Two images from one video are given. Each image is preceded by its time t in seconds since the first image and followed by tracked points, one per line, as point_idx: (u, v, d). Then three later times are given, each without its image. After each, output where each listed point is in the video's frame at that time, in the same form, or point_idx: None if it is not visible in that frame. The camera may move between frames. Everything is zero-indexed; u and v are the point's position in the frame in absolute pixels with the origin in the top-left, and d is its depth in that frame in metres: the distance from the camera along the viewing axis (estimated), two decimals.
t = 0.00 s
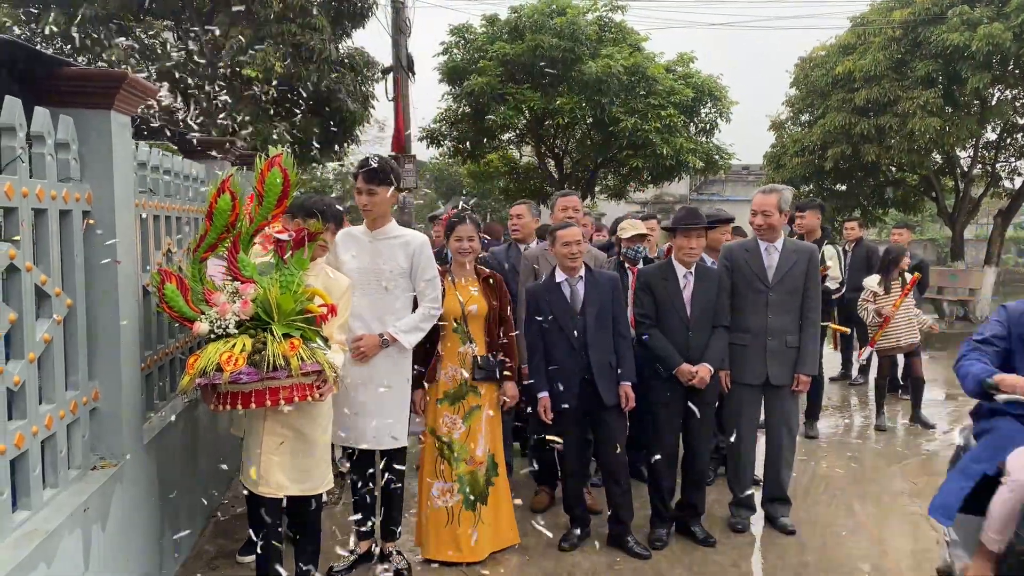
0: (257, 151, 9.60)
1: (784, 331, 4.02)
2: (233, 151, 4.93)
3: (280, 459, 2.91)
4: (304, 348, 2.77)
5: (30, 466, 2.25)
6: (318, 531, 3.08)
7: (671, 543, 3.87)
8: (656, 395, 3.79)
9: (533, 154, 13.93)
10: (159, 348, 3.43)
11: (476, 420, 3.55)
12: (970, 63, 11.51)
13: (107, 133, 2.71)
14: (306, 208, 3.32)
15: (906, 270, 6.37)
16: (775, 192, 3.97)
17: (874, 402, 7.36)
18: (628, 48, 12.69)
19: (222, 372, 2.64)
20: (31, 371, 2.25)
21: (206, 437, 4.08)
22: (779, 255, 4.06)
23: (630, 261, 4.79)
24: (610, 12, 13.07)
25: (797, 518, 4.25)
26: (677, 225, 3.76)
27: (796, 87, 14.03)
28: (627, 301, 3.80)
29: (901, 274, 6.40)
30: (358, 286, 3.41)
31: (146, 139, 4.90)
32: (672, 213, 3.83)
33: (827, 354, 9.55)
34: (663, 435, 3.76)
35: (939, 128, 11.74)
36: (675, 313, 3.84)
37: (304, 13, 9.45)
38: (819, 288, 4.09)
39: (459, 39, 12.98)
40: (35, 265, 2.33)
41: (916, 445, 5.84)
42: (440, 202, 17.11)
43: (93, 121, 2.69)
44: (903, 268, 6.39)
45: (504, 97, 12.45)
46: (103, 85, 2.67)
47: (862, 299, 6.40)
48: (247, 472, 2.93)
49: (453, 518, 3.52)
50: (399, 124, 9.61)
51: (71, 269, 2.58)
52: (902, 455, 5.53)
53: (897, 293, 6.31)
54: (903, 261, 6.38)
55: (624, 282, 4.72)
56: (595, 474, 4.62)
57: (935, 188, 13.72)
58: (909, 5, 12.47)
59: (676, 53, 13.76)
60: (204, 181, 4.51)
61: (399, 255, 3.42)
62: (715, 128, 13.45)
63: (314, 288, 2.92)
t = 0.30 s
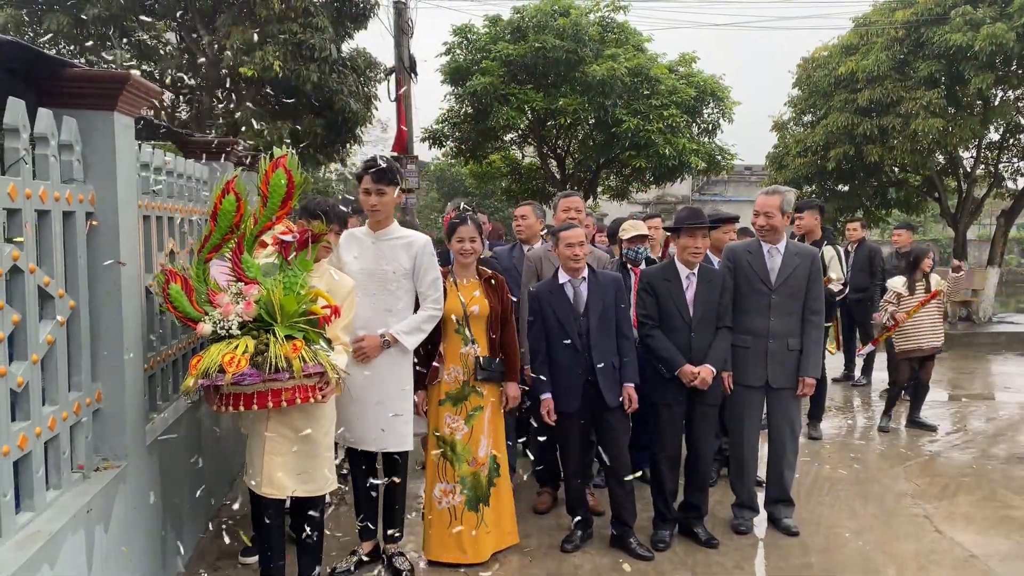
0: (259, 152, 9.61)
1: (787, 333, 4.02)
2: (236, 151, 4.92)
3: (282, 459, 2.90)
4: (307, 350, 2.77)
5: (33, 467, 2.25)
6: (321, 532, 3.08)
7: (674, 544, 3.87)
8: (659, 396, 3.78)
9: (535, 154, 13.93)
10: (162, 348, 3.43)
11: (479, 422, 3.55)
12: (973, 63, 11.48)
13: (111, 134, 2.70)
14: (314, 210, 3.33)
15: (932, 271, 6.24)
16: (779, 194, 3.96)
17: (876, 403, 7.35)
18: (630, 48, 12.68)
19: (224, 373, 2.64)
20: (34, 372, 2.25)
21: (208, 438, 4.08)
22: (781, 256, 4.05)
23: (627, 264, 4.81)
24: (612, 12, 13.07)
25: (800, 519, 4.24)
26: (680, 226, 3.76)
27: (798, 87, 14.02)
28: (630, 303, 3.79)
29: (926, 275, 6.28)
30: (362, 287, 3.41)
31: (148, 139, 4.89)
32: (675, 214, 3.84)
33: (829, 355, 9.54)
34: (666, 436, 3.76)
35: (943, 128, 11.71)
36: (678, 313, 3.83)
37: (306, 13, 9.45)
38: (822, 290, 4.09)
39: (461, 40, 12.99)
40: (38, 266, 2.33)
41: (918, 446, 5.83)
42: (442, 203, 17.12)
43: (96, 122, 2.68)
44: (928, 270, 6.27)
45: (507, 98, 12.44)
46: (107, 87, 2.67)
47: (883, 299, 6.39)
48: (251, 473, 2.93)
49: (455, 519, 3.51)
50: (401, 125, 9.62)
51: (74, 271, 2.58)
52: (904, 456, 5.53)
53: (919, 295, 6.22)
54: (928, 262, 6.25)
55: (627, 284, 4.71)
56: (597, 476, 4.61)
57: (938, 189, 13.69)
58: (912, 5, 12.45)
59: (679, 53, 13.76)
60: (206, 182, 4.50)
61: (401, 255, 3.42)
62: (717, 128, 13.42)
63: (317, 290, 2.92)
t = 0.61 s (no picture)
0: (261, 153, 9.63)
1: (789, 334, 4.00)
2: (238, 153, 4.92)
3: (284, 462, 2.89)
4: (308, 352, 2.75)
5: (34, 470, 2.24)
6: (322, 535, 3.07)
7: (676, 546, 3.86)
8: (661, 399, 3.77)
9: (537, 155, 13.94)
10: (163, 350, 3.43)
11: (479, 425, 3.54)
12: (976, 64, 11.46)
13: (112, 136, 2.70)
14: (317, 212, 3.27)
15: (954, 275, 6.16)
16: (780, 194, 4.00)
17: (879, 405, 7.34)
18: (633, 49, 12.68)
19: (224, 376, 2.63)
20: (35, 375, 2.24)
21: (210, 439, 4.08)
22: (784, 258, 4.04)
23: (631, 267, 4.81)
24: (614, 13, 13.07)
25: (802, 522, 4.23)
26: (685, 228, 3.76)
27: (800, 88, 14.02)
28: (632, 305, 3.79)
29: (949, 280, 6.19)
30: (363, 288, 3.40)
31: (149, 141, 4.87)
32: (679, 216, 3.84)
33: (832, 356, 9.52)
34: (668, 438, 3.75)
35: (946, 129, 11.68)
36: (681, 315, 3.82)
37: (309, 14, 9.47)
38: (824, 291, 4.08)
39: (463, 41, 13.01)
40: (39, 268, 2.32)
41: (921, 447, 5.82)
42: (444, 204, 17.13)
43: (98, 123, 2.68)
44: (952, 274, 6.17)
45: (509, 99, 12.44)
46: (108, 88, 2.66)
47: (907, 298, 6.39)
48: (253, 475, 2.93)
49: (456, 522, 3.51)
50: (404, 126, 9.62)
51: (75, 273, 2.57)
52: (907, 458, 5.52)
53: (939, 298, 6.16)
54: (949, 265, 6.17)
55: (630, 285, 4.71)
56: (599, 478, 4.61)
57: (941, 189, 13.66)
58: (915, 6, 12.43)
59: (681, 54, 13.75)
60: (208, 184, 4.49)
61: (403, 257, 3.41)
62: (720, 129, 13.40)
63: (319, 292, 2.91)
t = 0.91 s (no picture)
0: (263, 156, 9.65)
1: (790, 338, 3.99)
2: (240, 156, 4.91)
3: (289, 468, 2.88)
4: (313, 355, 2.72)
5: (33, 475, 2.23)
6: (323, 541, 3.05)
7: (678, 551, 3.84)
8: (663, 403, 3.75)
9: (539, 157, 13.94)
10: (164, 353, 3.42)
11: (480, 428, 3.53)
12: (979, 66, 11.43)
13: (112, 138, 2.69)
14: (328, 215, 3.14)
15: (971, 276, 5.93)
16: (786, 197, 3.96)
17: (882, 408, 7.32)
18: (635, 51, 12.66)
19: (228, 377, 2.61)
20: (34, 380, 2.24)
21: (211, 442, 4.08)
22: (785, 261, 4.03)
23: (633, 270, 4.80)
24: (616, 15, 13.06)
25: (804, 526, 4.21)
26: (689, 231, 3.75)
27: (803, 90, 14.01)
28: (634, 308, 3.77)
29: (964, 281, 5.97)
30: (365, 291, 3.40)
31: (150, 143, 4.86)
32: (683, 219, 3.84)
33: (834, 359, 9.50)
34: (670, 443, 3.73)
35: (948, 131, 11.66)
36: (683, 319, 3.80)
37: (311, 17, 9.50)
38: (825, 296, 4.06)
39: (466, 43, 13.01)
40: (38, 273, 2.31)
41: (925, 451, 5.79)
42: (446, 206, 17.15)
43: (97, 126, 2.67)
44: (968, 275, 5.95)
45: (510, 101, 12.44)
46: (109, 92, 2.65)
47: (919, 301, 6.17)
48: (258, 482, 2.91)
49: (457, 526, 3.49)
50: (407, 129, 9.63)
51: (74, 277, 2.56)
52: (911, 462, 5.50)
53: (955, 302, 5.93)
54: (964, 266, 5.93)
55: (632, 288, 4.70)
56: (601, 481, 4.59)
57: (944, 191, 13.62)
58: (917, 7, 12.42)
59: (683, 57, 13.74)
60: (209, 187, 4.49)
61: (405, 259, 3.41)
62: (722, 131, 13.37)
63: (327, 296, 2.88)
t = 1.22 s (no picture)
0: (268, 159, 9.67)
1: (797, 341, 3.98)
2: (246, 160, 4.92)
3: (301, 478, 2.85)
4: (323, 366, 2.67)
5: (41, 478, 2.23)
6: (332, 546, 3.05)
7: (685, 555, 3.83)
8: (670, 406, 3.74)
9: (544, 161, 13.96)
10: (171, 356, 3.43)
11: (487, 432, 3.51)
12: (985, 69, 11.41)
13: (121, 141, 2.70)
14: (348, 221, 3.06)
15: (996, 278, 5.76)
16: (794, 198, 3.97)
17: (889, 413, 7.29)
18: (640, 54, 12.64)
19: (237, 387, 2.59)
20: (43, 382, 2.24)
21: (218, 445, 4.09)
22: (791, 264, 4.03)
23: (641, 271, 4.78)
24: (622, 19, 13.07)
25: (812, 530, 4.20)
26: (695, 233, 3.74)
27: (808, 93, 13.99)
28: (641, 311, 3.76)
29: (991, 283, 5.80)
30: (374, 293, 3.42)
31: (158, 147, 4.87)
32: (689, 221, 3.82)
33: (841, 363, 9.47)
34: (677, 447, 3.72)
35: (954, 134, 11.63)
36: (690, 322, 3.79)
37: (315, 21, 9.54)
38: (831, 299, 4.06)
39: (471, 46, 13.03)
40: (47, 275, 2.32)
41: (932, 455, 5.77)
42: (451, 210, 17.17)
43: (106, 129, 2.68)
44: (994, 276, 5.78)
45: (515, 104, 12.44)
46: (119, 95, 2.65)
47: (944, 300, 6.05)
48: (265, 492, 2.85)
49: (465, 530, 3.47)
50: (412, 133, 9.63)
51: (83, 279, 2.56)
52: (919, 466, 5.47)
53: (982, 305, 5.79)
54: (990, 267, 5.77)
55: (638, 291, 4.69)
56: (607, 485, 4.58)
57: (950, 195, 13.58)
58: (923, 11, 12.40)
59: (688, 60, 13.73)
60: (215, 190, 4.50)
61: (415, 263, 3.44)
62: (727, 134, 13.33)
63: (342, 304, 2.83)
